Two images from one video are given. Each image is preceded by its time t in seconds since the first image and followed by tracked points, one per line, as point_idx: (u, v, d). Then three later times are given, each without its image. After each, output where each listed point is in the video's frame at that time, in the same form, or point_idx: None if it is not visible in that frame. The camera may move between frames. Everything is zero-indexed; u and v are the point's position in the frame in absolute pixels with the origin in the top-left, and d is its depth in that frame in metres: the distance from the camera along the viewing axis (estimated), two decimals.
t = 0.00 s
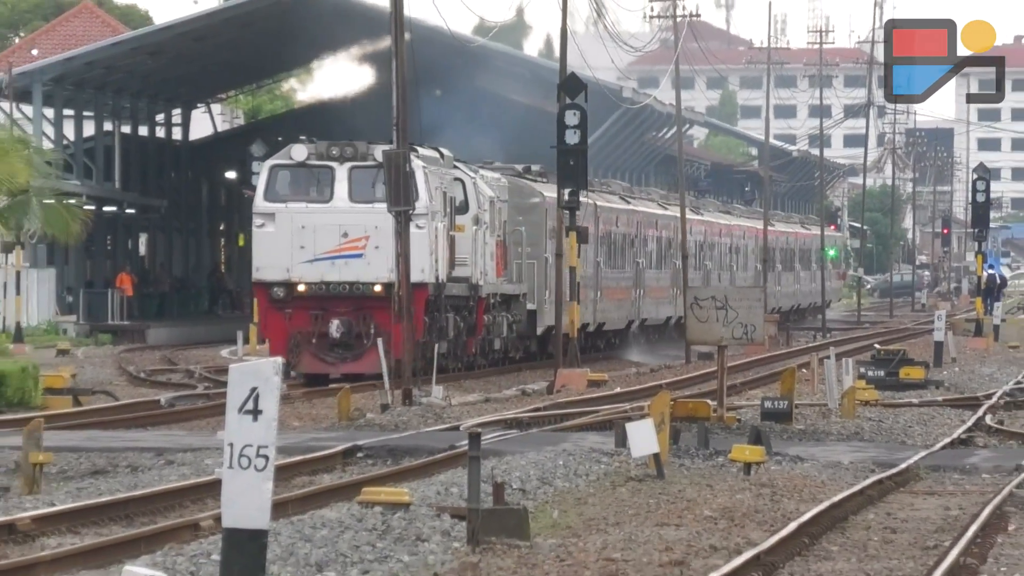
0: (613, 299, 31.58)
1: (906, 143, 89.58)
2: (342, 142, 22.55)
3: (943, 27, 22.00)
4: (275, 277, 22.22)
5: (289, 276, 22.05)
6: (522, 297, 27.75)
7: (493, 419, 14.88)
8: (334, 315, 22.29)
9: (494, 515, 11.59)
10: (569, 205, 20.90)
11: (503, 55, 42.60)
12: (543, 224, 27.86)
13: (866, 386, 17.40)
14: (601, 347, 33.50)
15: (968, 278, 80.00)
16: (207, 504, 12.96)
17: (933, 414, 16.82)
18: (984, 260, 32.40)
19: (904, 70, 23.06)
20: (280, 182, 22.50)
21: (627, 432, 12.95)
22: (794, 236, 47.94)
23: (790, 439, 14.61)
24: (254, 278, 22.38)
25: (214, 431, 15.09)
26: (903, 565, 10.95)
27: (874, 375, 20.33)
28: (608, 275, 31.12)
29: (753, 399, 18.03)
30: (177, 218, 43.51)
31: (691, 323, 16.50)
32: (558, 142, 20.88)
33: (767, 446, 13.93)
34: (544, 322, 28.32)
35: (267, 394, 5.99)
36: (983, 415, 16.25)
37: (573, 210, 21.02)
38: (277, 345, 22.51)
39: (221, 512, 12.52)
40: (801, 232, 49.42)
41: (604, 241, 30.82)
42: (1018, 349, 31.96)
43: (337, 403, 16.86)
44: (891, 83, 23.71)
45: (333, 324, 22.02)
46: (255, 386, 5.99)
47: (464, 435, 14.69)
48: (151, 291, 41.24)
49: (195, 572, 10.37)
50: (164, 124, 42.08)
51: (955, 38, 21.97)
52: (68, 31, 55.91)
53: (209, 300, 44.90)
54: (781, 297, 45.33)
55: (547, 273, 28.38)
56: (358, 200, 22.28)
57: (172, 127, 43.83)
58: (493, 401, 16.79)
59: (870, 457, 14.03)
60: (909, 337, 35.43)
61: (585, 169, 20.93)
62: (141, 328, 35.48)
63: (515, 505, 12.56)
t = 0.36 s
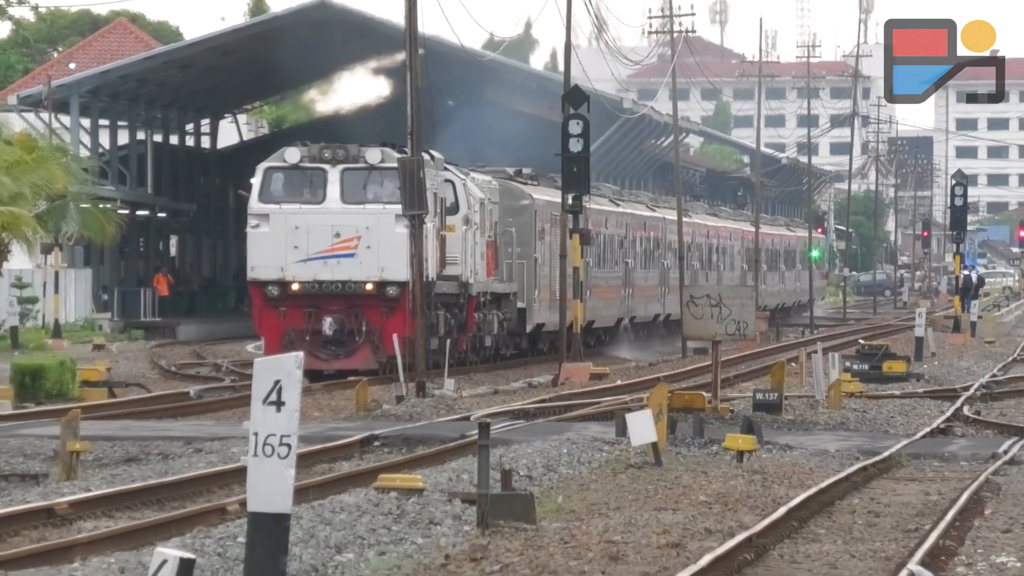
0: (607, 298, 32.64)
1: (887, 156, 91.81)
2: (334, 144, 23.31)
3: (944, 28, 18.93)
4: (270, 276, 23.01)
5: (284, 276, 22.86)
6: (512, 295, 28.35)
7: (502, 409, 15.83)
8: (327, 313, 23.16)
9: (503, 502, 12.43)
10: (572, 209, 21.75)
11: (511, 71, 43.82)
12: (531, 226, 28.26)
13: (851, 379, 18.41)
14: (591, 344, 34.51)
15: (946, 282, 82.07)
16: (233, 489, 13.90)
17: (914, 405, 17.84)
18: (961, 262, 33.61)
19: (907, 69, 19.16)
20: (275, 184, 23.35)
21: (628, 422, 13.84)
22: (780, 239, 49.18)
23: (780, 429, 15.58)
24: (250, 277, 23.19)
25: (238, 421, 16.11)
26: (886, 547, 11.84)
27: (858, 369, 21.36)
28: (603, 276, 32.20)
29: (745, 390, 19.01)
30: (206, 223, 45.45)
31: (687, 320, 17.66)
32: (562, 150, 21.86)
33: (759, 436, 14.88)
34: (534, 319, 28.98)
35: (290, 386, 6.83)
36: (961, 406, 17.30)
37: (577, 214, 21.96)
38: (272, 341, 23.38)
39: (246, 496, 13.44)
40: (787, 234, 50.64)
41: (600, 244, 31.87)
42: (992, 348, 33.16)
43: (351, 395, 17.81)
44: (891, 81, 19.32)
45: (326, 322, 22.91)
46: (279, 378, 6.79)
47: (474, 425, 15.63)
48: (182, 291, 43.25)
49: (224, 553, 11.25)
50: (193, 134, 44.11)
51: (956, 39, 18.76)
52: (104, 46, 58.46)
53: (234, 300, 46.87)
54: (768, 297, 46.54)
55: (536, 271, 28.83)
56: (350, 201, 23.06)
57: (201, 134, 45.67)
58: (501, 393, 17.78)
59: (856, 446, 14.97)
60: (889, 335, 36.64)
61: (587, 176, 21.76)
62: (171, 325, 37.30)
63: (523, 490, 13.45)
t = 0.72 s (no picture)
0: (598, 297, 33.79)
1: (866, 162, 93.72)
2: (323, 148, 23.68)
3: (944, 28, 20.00)
4: (260, 277, 23.55)
5: (274, 276, 23.35)
6: (496, 295, 28.81)
7: (504, 403, 16.79)
8: (316, 313, 23.66)
9: (505, 490, 13.38)
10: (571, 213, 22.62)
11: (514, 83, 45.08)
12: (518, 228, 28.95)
13: (833, 373, 19.44)
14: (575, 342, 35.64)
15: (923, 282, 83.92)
16: (252, 477, 14.85)
17: (892, 398, 18.89)
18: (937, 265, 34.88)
19: (906, 69, 20.20)
20: (265, 187, 23.75)
21: (622, 414, 14.71)
22: (761, 241, 50.54)
23: (766, 421, 16.62)
24: (240, 278, 23.70)
25: (255, 414, 17.10)
26: (865, 532, 12.70)
27: (838, 364, 22.41)
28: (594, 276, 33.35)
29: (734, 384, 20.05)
30: (226, 224, 46.60)
31: (678, 319, 18.64)
32: (562, 157, 22.73)
33: (746, 428, 15.86)
34: (519, 320, 29.55)
35: (304, 379, 6.96)
36: (935, 400, 18.41)
37: (575, 219, 22.94)
38: (263, 341, 23.87)
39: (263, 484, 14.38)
40: (768, 238, 51.99)
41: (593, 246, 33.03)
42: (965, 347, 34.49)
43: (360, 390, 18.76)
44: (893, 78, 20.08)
45: (315, 321, 23.37)
46: (294, 373, 6.97)
47: (478, 418, 16.60)
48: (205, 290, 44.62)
49: (243, 537, 12.12)
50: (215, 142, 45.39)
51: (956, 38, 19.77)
52: (131, 60, 60.21)
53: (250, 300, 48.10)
54: (752, 297, 47.88)
55: (520, 272, 29.44)
56: (338, 204, 23.51)
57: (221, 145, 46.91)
58: (503, 387, 18.78)
59: (837, 437, 15.95)
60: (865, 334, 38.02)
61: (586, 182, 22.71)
62: (193, 323, 38.90)
63: (523, 478, 14.36)
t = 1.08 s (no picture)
0: (592, 300, 34.39)
1: (854, 168, 94.67)
2: (301, 148, 23.51)
3: (944, 28, 21.22)
4: (237, 278, 23.42)
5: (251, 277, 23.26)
6: (481, 296, 29.25)
7: (504, 399, 17.37)
8: (293, 314, 23.61)
9: (504, 485, 13.82)
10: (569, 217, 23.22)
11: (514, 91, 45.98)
12: (500, 230, 29.33)
13: (821, 370, 20.07)
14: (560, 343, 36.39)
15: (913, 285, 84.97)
16: (258, 472, 15.33)
17: (880, 396, 19.51)
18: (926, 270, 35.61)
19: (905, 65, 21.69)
20: (243, 188, 23.57)
21: (618, 411, 15.21)
22: (752, 245, 51.32)
23: (757, 418, 17.20)
24: (217, 279, 23.61)
25: (260, 411, 17.61)
26: (854, 526, 13.13)
27: (826, 362, 23.06)
28: (588, 279, 33.96)
29: (726, 382, 20.68)
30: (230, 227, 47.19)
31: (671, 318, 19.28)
32: (559, 162, 23.25)
33: (739, 424, 16.41)
34: (502, 321, 29.92)
35: (309, 377, 6.84)
36: (921, 397, 19.02)
37: (573, 223, 23.54)
38: (240, 341, 23.85)
39: (268, 479, 14.84)
40: (758, 241, 52.79)
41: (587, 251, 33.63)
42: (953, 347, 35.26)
43: (362, 389, 19.25)
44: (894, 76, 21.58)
45: (292, 321, 23.30)
46: (300, 371, 6.85)
47: (478, 414, 17.18)
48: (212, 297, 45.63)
49: (250, 532, 12.53)
50: (222, 150, 45.89)
51: (954, 38, 21.02)
52: (142, 68, 60.72)
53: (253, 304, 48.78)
54: (743, 299, 48.69)
55: (503, 272, 29.77)
56: (317, 204, 23.37)
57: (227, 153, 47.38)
58: (502, 385, 19.38)
59: (826, 434, 16.50)
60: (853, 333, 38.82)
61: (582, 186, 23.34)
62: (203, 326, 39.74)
63: (522, 474, 14.84)
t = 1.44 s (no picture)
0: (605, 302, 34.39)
1: (873, 170, 94.71)
2: (291, 145, 23.15)
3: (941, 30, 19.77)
4: (226, 279, 22.99)
5: (239, 278, 22.82)
6: (480, 296, 28.60)
7: (523, 401, 17.46)
8: (284, 316, 23.08)
9: (522, 486, 13.79)
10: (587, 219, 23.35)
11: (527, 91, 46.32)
12: (501, 229, 28.77)
13: (839, 372, 20.09)
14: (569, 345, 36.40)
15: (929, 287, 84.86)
16: (277, 473, 15.35)
17: (898, 397, 19.53)
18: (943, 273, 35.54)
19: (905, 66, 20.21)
20: (232, 186, 23.20)
21: (636, 412, 15.18)
22: (765, 246, 51.29)
23: (776, 420, 17.24)
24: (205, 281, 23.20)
25: (279, 413, 17.69)
26: (872, 528, 13.09)
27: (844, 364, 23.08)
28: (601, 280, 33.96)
29: (745, 383, 20.72)
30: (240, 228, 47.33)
31: (689, 320, 19.44)
32: (577, 163, 23.33)
33: (757, 426, 16.45)
34: (503, 323, 29.34)
35: (328, 378, 6.87)
36: (940, 399, 19.03)
37: (591, 225, 23.61)
38: (230, 346, 23.35)
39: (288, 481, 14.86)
40: (772, 241, 52.75)
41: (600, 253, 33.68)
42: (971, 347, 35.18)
43: (378, 391, 19.28)
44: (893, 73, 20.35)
45: (282, 323, 22.79)
46: (318, 372, 6.87)
47: (497, 417, 17.29)
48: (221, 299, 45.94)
49: (269, 532, 12.48)
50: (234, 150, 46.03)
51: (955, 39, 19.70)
52: (160, 68, 60.83)
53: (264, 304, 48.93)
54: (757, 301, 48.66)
55: (503, 273, 29.11)
56: (308, 202, 22.96)
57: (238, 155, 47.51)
58: (521, 387, 19.47)
59: (845, 436, 16.51)
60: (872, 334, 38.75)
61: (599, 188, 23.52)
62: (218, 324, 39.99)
63: (541, 475, 14.83)
